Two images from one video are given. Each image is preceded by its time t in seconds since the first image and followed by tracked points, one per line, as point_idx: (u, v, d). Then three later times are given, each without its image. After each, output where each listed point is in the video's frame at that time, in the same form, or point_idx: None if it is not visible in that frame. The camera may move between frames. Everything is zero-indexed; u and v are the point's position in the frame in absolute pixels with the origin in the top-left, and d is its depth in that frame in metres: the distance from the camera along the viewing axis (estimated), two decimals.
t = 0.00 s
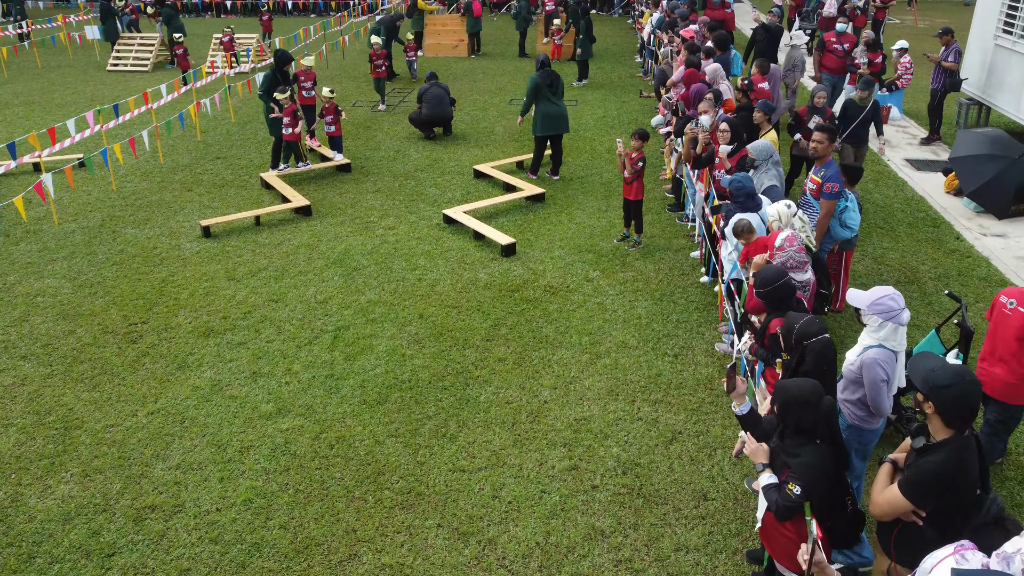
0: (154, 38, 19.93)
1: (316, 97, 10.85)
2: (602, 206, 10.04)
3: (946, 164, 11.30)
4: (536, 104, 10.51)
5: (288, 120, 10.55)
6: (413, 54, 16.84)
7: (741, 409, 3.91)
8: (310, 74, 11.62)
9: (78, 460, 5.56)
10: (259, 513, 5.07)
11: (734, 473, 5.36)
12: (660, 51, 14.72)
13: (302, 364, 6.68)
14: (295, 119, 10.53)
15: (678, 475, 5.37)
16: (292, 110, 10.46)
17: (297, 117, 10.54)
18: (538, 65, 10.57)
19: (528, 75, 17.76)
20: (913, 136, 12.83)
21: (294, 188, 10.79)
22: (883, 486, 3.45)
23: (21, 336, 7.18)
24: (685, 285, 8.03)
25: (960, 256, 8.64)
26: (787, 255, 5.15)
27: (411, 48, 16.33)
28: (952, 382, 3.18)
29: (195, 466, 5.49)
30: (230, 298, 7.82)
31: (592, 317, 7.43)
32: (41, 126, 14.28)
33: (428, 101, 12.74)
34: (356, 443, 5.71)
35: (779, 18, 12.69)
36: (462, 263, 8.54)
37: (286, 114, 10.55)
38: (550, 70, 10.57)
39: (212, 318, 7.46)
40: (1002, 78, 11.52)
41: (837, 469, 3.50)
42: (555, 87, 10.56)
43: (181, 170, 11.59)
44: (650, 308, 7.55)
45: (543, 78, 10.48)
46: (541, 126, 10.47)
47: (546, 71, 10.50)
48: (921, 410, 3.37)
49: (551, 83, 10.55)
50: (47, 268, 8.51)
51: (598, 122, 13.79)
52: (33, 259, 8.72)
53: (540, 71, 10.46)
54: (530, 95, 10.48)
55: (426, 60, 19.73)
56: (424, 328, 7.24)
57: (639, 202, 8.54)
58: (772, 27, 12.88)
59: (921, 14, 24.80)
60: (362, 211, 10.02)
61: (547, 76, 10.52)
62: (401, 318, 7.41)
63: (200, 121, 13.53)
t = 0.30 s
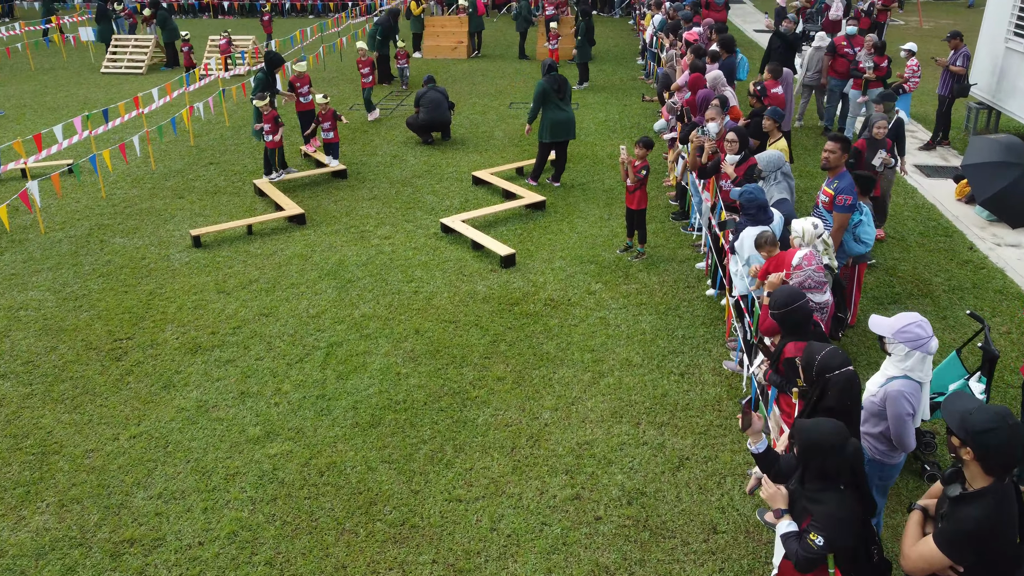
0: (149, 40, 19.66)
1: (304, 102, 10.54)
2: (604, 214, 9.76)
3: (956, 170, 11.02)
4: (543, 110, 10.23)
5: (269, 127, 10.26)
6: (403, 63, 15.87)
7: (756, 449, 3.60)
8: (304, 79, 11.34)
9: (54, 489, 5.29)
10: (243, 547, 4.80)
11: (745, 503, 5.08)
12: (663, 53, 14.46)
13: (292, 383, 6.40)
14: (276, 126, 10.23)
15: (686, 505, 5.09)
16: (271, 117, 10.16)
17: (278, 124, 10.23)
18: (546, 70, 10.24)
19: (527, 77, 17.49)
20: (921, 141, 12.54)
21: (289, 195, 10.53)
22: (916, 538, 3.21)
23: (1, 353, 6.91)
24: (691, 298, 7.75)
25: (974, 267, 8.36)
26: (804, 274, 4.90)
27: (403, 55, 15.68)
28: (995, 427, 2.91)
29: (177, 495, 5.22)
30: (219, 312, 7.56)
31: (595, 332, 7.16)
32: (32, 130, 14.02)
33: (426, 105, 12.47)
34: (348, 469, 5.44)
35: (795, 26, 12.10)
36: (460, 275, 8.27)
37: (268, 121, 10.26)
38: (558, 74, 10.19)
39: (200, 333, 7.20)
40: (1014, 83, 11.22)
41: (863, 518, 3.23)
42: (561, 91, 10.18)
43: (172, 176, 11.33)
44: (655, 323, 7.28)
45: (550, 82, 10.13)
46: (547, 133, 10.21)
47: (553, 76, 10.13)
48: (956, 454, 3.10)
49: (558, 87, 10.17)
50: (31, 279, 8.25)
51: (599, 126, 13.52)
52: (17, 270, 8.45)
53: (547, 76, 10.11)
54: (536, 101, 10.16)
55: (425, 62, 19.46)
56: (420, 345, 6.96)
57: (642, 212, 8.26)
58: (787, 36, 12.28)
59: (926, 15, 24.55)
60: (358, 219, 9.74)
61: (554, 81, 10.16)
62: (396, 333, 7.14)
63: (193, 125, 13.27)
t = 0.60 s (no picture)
0: (143, 42, 19.39)
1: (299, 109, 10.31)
2: (605, 223, 9.50)
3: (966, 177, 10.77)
4: (543, 115, 9.95)
5: (260, 137, 10.06)
6: (398, 69, 15.37)
7: (773, 491, 3.36)
8: (302, 85, 11.17)
9: (29, 520, 5.03)
10: None
11: (755, 537, 4.81)
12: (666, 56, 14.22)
13: (281, 404, 6.13)
14: (267, 135, 10.03)
15: (693, 539, 4.83)
16: (263, 126, 9.98)
17: (269, 134, 10.03)
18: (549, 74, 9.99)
19: (527, 80, 17.23)
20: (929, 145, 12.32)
21: (282, 203, 10.27)
22: None
23: None
24: (696, 312, 7.48)
25: (988, 279, 8.09)
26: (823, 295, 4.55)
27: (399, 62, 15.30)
28: None
29: (158, 527, 4.96)
30: (208, 327, 7.30)
31: (596, 349, 6.89)
32: (22, 135, 13.76)
33: (423, 110, 12.20)
34: (337, 499, 5.18)
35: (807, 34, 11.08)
36: (457, 287, 8.01)
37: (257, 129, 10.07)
38: (560, 77, 9.98)
39: (187, 350, 6.93)
40: None
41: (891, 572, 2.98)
42: (564, 94, 9.96)
43: (163, 183, 11.06)
44: (658, 340, 7.01)
45: (553, 86, 9.89)
46: (548, 138, 9.94)
47: (555, 79, 9.91)
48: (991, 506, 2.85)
49: (560, 90, 9.94)
50: (13, 292, 7.98)
51: (601, 131, 13.26)
52: None
53: (550, 80, 9.87)
54: (539, 105, 9.89)
55: (424, 64, 19.20)
56: (415, 362, 6.70)
57: (645, 222, 7.99)
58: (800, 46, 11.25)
59: (930, 16, 24.31)
60: (352, 228, 9.47)
61: (557, 84, 9.93)
62: (390, 349, 6.88)
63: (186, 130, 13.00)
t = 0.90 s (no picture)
0: (138, 44, 19.13)
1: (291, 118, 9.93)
2: (607, 232, 9.24)
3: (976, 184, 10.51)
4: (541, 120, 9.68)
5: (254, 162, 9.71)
6: (393, 76, 15.06)
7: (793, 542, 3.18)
8: (304, 91, 10.78)
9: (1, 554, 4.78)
10: None
11: (766, 572, 4.56)
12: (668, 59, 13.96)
13: (269, 427, 5.88)
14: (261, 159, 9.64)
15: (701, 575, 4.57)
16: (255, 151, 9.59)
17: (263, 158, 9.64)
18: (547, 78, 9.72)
19: (527, 82, 16.97)
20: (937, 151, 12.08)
21: (275, 211, 10.01)
22: None
23: None
24: (701, 327, 7.23)
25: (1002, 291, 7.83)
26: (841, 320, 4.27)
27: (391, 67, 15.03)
28: None
29: (136, 561, 4.71)
30: (195, 343, 7.04)
31: (598, 367, 6.64)
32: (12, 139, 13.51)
33: (421, 114, 11.94)
34: (325, 530, 4.92)
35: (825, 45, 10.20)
36: (454, 300, 7.75)
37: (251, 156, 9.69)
38: (559, 81, 9.72)
39: (173, 367, 6.68)
40: None
41: None
42: (563, 98, 9.66)
43: (155, 190, 10.81)
44: (662, 357, 6.76)
45: (551, 90, 9.62)
46: (543, 143, 9.71)
47: (553, 83, 9.65)
48: None
49: (559, 94, 9.65)
50: None
51: (602, 135, 13.00)
52: None
53: (548, 84, 9.60)
54: (535, 110, 9.61)
55: (423, 66, 18.95)
56: (410, 381, 6.44)
57: (648, 233, 7.73)
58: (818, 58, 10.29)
59: (935, 18, 24.05)
60: (347, 238, 9.22)
61: (555, 88, 9.66)
62: (384, 367, 6.62)
63: (179, 135, 12.74)
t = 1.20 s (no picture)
0: (133, 46, 18.87)
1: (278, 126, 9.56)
2: (609, 242, 9.00)
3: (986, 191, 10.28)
4: (541, 126, 9.43)
5: (239, 150, 9.45)
6: (389, 80, 14.73)
7: None
8: (303, 99, 10.47)
9: None
10: None
11: None
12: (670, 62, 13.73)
13: (257, 450, 5.64)
14: (247, 148, 9.43)
15: None
16: (242, 138, 9.37)
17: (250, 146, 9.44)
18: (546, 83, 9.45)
19: (526, 85, 16.73)
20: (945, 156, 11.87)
21: (269, 219, 9.78)
22: None
23: None
24: (706, 342, 6.98)
25: (1016, 303, 7.58)
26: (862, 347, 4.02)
27: (389, 72, 14.61)
28: None
29: None
30: (183, 359, 6.80)
31: (600, 385, 6.39)
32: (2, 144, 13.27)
33: (418, 119, 11.70)
34: (314, 563, 4.68)
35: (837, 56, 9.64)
36: (451, 313, 7.52)
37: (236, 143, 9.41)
38: (559, 87, 9.46)
39: (159, 385, 6.43)
40: None
41: None
42: (563, 104, 9.42)
43: (146, 197, 10.56)
44: (667, 375, 6.51)
45: (551, 95, 9.36)
46: (541, 151, 9.48)
47: (553, 88, 9.40)
48: None
49: (559, 99, 9.40)
50: None
51: (603, 140, 12.76)
52: None
53: (546, 90, 9.34)
54: (535, 117, 9.35)
55: (421, 68, 18.71)
56: (404, 400, 6.20)
57: (651, 244, 7.48)
58: (829, 69, 9.69)
59: (939, 19, 23.85)
60: (342, 247, 8.98)
61: (555, 93, 9.40)
62: (378, 384, 6.39)
63: (172, 139, 12.50)
